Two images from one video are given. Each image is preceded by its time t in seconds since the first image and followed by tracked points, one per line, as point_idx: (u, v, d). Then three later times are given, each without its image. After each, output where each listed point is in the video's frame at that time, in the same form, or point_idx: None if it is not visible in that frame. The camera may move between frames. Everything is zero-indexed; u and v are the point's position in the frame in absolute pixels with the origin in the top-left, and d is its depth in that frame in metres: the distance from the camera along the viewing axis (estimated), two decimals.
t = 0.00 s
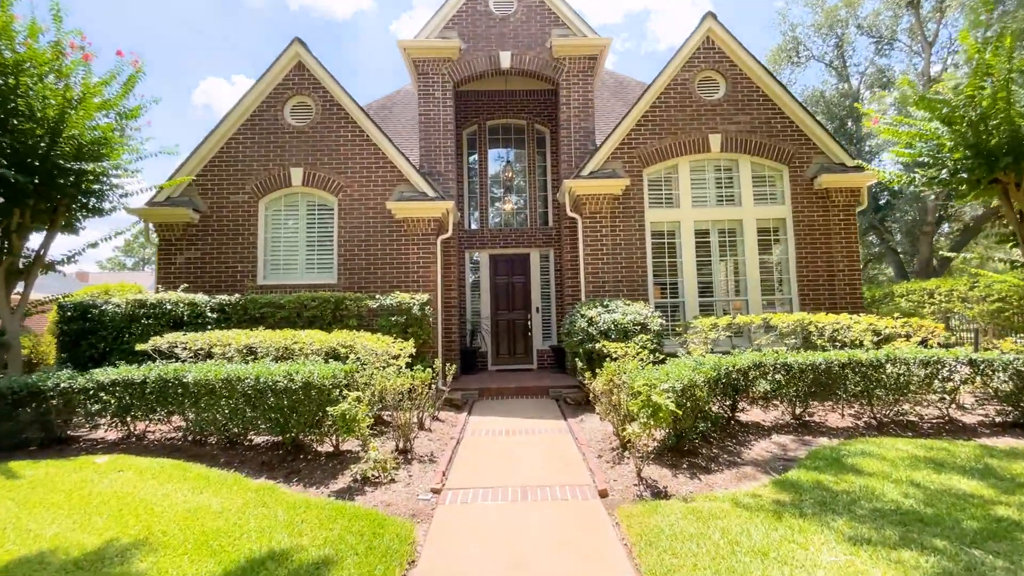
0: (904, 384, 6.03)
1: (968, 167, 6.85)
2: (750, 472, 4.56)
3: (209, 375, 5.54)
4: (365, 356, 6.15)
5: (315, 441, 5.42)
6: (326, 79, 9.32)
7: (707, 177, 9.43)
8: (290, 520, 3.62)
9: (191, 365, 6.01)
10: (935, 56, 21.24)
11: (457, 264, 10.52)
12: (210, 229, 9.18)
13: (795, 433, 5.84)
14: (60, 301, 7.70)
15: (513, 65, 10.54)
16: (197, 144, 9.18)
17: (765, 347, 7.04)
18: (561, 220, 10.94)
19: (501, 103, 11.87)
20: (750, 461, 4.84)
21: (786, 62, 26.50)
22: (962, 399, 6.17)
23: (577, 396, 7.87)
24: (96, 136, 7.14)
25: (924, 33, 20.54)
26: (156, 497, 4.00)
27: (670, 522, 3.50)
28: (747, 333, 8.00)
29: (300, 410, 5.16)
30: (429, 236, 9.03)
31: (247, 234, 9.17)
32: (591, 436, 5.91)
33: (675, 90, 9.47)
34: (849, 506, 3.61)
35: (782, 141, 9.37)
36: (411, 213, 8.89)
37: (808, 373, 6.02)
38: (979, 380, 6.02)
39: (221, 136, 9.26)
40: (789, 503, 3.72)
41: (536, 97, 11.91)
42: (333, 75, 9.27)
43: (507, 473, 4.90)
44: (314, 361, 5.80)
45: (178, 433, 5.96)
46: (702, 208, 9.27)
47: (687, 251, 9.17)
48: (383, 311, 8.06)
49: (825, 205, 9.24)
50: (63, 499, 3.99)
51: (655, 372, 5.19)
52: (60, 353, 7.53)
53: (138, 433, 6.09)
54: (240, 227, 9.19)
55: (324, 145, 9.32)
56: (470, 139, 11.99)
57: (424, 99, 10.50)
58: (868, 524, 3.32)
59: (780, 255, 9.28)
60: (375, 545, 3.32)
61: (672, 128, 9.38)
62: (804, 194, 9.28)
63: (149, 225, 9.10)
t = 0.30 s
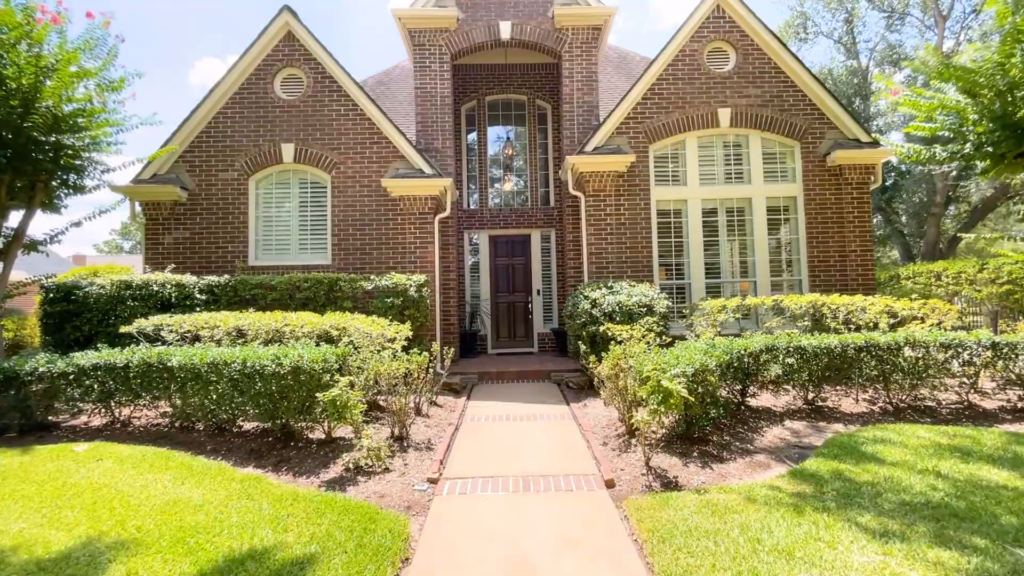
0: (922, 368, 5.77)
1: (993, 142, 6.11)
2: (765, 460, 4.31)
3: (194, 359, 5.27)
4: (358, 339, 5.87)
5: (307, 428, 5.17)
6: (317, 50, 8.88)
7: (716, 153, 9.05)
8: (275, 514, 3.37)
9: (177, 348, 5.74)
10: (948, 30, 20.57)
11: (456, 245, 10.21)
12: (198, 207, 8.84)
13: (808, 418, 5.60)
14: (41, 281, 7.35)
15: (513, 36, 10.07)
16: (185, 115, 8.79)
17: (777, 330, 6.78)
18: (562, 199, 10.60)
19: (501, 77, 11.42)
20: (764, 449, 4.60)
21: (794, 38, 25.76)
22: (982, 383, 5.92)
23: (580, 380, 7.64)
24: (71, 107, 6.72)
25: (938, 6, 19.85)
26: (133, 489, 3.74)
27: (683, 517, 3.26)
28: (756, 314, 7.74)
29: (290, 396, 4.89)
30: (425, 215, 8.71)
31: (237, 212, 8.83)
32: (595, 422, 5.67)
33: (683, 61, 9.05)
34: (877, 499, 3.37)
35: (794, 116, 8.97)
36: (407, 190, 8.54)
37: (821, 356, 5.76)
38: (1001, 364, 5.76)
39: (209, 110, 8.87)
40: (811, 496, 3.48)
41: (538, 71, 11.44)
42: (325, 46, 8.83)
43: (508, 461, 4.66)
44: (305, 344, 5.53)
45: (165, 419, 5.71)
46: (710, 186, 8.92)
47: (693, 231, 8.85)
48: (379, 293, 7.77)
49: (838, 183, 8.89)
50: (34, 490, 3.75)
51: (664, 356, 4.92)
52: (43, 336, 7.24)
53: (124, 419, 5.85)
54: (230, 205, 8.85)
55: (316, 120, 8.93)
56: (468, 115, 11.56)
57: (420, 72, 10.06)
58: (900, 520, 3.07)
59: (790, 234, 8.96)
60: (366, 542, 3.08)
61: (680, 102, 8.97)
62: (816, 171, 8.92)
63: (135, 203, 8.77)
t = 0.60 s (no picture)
0: (943, 352, 5.47)
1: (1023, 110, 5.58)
2: (781, 451, 4.03)
3: (172, 343, 4.96)
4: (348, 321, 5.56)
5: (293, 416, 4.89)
6: (304, 15, 8.37)
7: (725, 126, 8.62)
8: (251, 514, 3.08)
9: (156, 331, 5.42)
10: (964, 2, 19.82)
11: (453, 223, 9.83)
12: (182, 183, 8.44)
13: (822, 405, 5.32)
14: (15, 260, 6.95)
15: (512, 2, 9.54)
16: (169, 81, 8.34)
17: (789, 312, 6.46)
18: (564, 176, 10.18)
19: (499, 47, 10.89)
20: (778, 438, 4.32)
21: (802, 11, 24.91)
22: (1005, 367, 5.63)
23: (581, 364, 7.36)
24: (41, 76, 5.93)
25: None
26: (100, 485, 3.45)
27: (697, 517, 2.97)
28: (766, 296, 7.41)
29: (274, 382, 4.59)
30: (420, 191, 8.31)
31: (223, 189, 8.44)
32: (598, 408, 5.39)
33: (692, 28, 8.55)
34: (909, 496, 3.08)
35: (808, 86, 8.52)
36: (401, 165, 8.14)
37: (837, 339, 5.46)
38: None
39: (190, 81, 8.40)
40: (835, 491, 3.20)
41: (538, 41, 10.91)
42: (312, 11, 8.32)
43: (505, 451, 4.38)
44: (291, 327, 5.21)
45: (145, 405, 5.43)
46: (718, 161, 8.51)
47: (701, 208, 8.48)
48: (372, 273, 7.43)
49: (852, 157, 8.49)
50: None
51: (672, 339, 4.61)
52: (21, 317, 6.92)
53: (102, 405, 5.56)
54: (215, 182, 8.44)
55: (305, 91, 8.46)
56: (466, 87, 11.05)
57: (414, 41, 9.54)
58: (938, 521, 2.79)
59: (801, 212, 8.59)
60: (349, 546, 2.79)
61: (688, 71, 8.51)
62: (830, 146, 8.50)
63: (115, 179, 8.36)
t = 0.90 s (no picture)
0: (969, 343, 5.14)
1: None
2: (800, 452, 3.73)
3: (146, 333, 4.63)
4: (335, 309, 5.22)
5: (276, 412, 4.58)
6: None
7: (735, 104, 8.19)
8: (218, 527, 2.76)
9: (130, 320, 5.08)
10: None
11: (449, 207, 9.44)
12: (164, 164, 8.03)
13: (839, 399, 5.01)
14: None
15: None
16: (147, 55, 7.85)
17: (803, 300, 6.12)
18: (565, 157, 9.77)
19: (498, 21, 10.37)
20: (796, 437, 4.01)
21: None
22: None
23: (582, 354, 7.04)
24: (4, 48, 5.24)
25: None
26: (56, 492, 3.13)
27: (714, 532, 2.66)
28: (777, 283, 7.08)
29: (253, 376, 4.27)
30: (414, 172, 7.91)
31: (207, 170, 8.04)
32: (602, 402, 5.08)
33: None
34: (951, 508, 2.77)
35: (824, 61, 8.06)
36: (394, 144, 7.73)
37: (855, 329, 5.14)
38: None
39: (170, 54, 7.93)
40: (866, 501, 2.90)
41: (538, 14, 10.39)
42: None
43: (502, 450, 4.07)
44: (274, 316, 4.87)
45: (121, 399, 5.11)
46: (727, 141, 8.11)
47: (708, 191, 8.10)
48: (364, 259, 7.08)
49: (868, 137, 8.08)
50: None
51: (683, 330, 4.28)
52: None
53: (76, 398, 5.25)
54: (199, 162, 8.04)
55: (292, 66, 8.01)
56: (462, 64, 10.55)
57: (407, 13, 9.04)
58: (988, 539, 2.48)
59: (813, 195, 8.21)
60: (325, 566, 2.48)
61: (697, 45, 8.05)
62: (845, 125, 8.08)
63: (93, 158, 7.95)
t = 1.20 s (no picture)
0: (1002, 333, 4.78)
1: None
2: (828, 454, 3.39)
3: (114, 323, 4.26)
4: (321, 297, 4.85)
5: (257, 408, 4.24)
6: None
7: (748, 78, 7.72)
8: (176, 548, 2.41)
9: (100, 308, 4.71)
10: None
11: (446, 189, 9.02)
12: (144, 142, 7.60)
13: (862, 393, 4.67)
14: None
15: None
16: (123, 24, 7.36)
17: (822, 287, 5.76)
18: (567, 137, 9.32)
19: None
20: (822, 437, 3.67)
21: None
22: None
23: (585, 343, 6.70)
24: None
25: None
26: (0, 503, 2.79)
27: (744, 554, 2.33)
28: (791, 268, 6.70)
29: (230, 370, 3.93)
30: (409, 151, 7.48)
31: (190, 149, 7.60)
32: (608, 396, 4.73)
33: None
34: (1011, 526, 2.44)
35: (844, 32, 7.58)
36: (387, 121, 7.29)
37: (881, 318, 4.79)
38: None
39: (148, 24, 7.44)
40: (912, 514, 2.57)
41: None
42: None
43: (501, 450, 3.73)
44: (254, 305, 4.51)
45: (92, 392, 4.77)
46: (740, 118, 7.67)
47: (718, 171, 7.68)
48: (355, 243, 6.69)
49: (889, 114, 7.63)
50: None
51: (698, 321, 3.92)
52: None
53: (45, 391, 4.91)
54: (180, 140, 7.60)
55: (277, 36, 7.52)
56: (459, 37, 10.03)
57: None
58: None
59: (829, 175, 7.79)
60: None
61: (709, 15, 7.55)
62: (865, 101, 7.62)
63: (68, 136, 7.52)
